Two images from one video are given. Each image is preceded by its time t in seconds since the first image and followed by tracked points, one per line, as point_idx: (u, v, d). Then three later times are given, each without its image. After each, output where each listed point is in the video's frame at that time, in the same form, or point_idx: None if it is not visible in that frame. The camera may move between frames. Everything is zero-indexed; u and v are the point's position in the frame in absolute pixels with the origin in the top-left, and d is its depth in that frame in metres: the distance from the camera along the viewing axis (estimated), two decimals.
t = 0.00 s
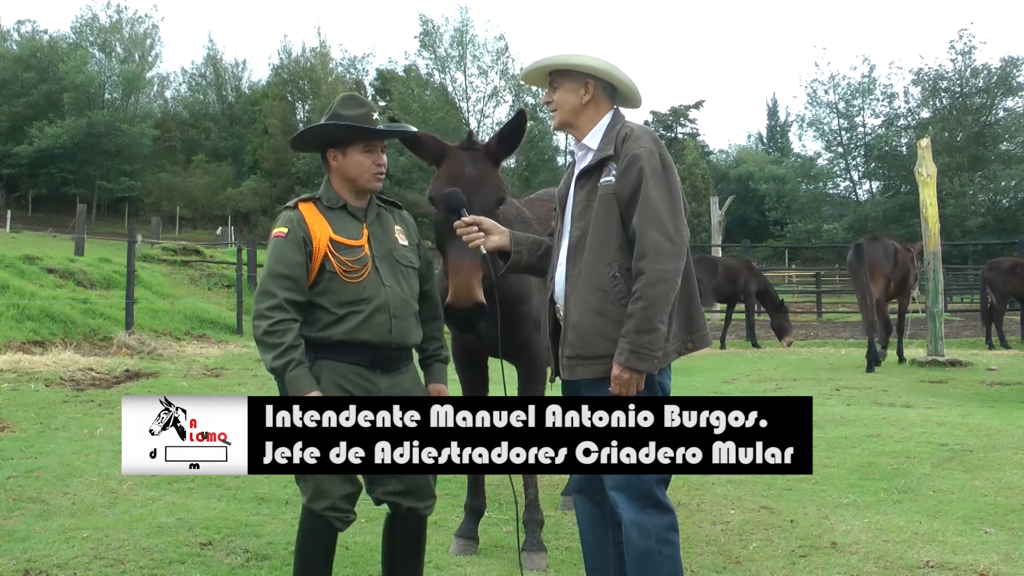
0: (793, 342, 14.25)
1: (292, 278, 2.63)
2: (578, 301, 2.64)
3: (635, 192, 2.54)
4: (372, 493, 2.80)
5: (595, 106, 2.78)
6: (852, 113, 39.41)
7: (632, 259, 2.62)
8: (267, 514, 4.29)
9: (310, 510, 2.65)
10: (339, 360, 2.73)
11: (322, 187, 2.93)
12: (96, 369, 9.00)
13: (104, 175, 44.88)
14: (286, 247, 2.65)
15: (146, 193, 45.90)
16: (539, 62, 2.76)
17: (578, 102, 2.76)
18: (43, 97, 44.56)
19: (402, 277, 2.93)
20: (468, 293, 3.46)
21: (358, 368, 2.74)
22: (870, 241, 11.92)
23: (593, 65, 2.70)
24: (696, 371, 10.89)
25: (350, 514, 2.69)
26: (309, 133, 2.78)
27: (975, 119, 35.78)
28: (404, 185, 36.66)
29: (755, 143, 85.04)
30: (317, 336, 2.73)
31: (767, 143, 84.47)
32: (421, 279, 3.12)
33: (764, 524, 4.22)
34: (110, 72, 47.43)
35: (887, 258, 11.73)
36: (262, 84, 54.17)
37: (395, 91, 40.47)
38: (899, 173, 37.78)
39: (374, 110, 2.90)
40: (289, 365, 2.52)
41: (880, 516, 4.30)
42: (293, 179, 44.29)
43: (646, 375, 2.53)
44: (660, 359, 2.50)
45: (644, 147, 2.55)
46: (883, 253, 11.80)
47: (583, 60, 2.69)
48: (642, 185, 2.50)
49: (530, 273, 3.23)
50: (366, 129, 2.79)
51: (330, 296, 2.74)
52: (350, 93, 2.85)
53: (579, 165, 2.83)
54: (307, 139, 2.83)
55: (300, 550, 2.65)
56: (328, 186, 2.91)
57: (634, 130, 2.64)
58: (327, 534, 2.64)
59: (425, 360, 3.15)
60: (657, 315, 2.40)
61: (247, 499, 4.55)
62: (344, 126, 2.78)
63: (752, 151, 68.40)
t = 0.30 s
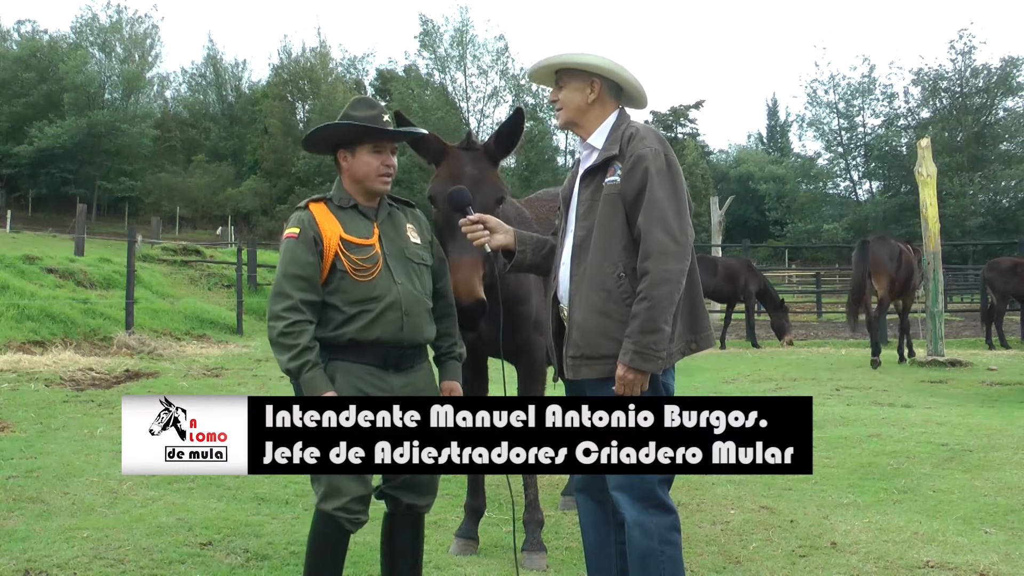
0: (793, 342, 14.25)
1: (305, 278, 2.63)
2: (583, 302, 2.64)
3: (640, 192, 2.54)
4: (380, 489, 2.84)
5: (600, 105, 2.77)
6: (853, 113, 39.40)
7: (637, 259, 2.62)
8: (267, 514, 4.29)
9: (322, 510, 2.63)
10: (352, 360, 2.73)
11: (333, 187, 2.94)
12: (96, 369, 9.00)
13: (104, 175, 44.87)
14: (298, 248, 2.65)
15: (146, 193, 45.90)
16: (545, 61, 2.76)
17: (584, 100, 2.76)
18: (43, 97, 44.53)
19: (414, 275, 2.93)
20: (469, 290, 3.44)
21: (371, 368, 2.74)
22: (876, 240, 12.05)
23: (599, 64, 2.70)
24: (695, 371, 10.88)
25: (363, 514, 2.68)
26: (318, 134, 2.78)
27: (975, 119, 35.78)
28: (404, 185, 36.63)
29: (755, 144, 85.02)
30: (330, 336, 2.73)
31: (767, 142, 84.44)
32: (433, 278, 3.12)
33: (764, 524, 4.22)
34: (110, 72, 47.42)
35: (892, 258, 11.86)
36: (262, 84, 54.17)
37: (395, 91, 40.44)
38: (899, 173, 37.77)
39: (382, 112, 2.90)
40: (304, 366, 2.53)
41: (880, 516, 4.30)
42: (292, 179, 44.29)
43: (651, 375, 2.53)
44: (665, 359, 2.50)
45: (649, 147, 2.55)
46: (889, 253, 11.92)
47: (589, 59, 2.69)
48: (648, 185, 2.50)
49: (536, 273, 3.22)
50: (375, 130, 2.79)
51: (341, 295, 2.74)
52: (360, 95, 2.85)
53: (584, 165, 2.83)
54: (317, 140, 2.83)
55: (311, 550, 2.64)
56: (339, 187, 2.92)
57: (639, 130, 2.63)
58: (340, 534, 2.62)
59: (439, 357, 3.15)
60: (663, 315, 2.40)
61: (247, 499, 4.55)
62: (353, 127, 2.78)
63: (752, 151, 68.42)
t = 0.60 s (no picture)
0: (792, 342, 14.26)
1: (308, 271, 2.63)
2: (584, 302, 2.64)
3: (642, 192, 2.55)
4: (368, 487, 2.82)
5: (604, 105, 2.78)
6: (852, 113, 39.39)
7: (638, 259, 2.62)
8: (267, 514, 4.29)
9: (317, 506, 2.63)
10: (348, 357, 2.73)
11: (336, 183, 2.93)
12: (96, 369, 9.00)
13: (104, 175, 44.88)
14: (302, 240, 2.65)
15: (146, 193, 45.92)
16: (550, 60, 2.76)
17: (588, 100, 2.76)
18: (43, 97, 44.53)
19: (412, 276, 2.94)
20: (475, 293, 3.49)
21: (365, 367, 2.74)
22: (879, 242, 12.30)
23: (604, 65, 2.71)
24: (695, 371, 10.88)
25: (356, 510, 2.68)
26: (326, 130, 2.77)
27: (975, 119, 35.77)
28: (403, 185, 36.61)
29: (755, 144, 85.02)
30: (328, 332, 2.72)
31: (767, 143, 84.42)
32: (428, 279, 3.12)
33: (764, 524, 4.22)
34: (110, 72, 47.41)
35: (896, 258, 12.12)
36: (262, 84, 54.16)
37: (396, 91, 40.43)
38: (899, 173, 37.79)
39: (387, 112, 2.91)
40: (304, 360, 2.52)
41: (880, 516, 4.30)
42: (293, 179, 44.30)
43: (651, 374, 2.53)
44: (665, 359, 2.50)
45: (651, 148, 2.55)
46: (893, 254, 12.15)
47: (594, 59, 2.69)
48: (649, 186, 2.50)
49: (537, 271, 3.23)
50: (381, 130, 2.79)
51: (341, 292, 2.73)
52: (367, 93, 2.85)
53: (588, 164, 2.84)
54: (324, 136, 2.82)
55: (307, 546, 2.63)
56: (342, 182, 2.91)
57: (642, 129, 2.63)
58: (334, 529, 2.62)
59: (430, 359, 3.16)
60: (662, 316, 2.40)
61: (247, 499, 4.55)
62: (360, 127, 2.78)
63: (752, 151, 68.43)
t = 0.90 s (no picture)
0: (792, 342, 14.25)
1: (297, 268, 2.63)
2: (586, 302, 2.64)
3: (645, 192, 2.54)
4: (359, 489, 2.81)
5: (607, 105, 2.78)
6: (852, 113, 39.39)
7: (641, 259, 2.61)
8: (266, 514, 4.28)
9: (306, 505, 2.63)
10: (336, 356, 2.72)
11: (328, 182, 2.93)
12: (96, 369, 9.00)
13: (104, 175, 44.89)
14: (292, 236, 2.65)
15: (146, 193, 45.94)
16: (554, 60, 2.76)
17: (591, 100, 2.76)
18: (43, 97, 44.54)
19: (401, 276, 2.95)
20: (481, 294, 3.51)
21: (353, 366, 2.74)
22: (884, 244, 12.28)
23: (609, 63, 2.70)
24: (695, 371, 10.87)
25: (345, 509, 2.68)
26: (319, 129, 2.78)
27: (975, 119, 35.76)
28: (404, 185, 36.59)
29: (755, 144, 85.01)
30: (316, 330, 2.71)
31: (767, 143, 84.43)
32: (414, 281, 3.12)
33: (764, 524, 4.22)
34: (110, 72, 47.43)
35: (902, 261, 12.13)
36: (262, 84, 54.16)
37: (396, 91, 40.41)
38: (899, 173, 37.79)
39: (380, 112, 2.92)
40: (292, 356, 2.52)
41: (881, 516, 4.30)
42: (293, 179, 44.29)
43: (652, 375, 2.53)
44: (667, 359, 2.50)
45: (655, 148, 2.55)
46: (898, 256, 12.15)
47: (599, 57, 2.69)
48: (653, 186, 2.50)
49: (538, 270, 3.23)
50: (373, 130, 2.80)
51: (331, 289, 2.73)
52: (360, 93, 2.86)
53: (590, 164, 2.84)
54: (317, 135, 2.83)
55: (297, 544, 2.63)
56: (334, 181, 2.92)
57: (646, 129, 2.63)
58: (322, 527, 2.63)
59: (412, 364, 3.15)
60: (666, 316, 2.40)
61: (247, 499, 4.55)
62: (353, 126, 2.78)
63: (752, 151, 68.44)
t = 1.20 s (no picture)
0: (792, 343, 14.25)
1: (294, 270, 2.63)
2: (588, 303, 2.64)
3: (646, 193, 2.54)
4: (363, 491, 2.82)
5: (606, 104, 2.78)
6: (852, 113, 39.38)
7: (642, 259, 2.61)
8: (266, 514, 4.28)
9: (307, 507, 2.65)
10: (338, 356, 2.72)
11: (320, 185, 2.94)
12: (96, 369, 9.00)
13: (104, 175, 44.90)
14: (287, 239, 2.65)
15: (146, 193, 45.95)
16: (552, 60, 2.76)
17: (590, 100, 2.76)
18: (43, 97, 44.55)
19: (400, 272, 2.95)
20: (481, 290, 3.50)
21: (356, 366, 2.74)
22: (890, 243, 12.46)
23: (609, 64, 2.71)
24: (695, 371, 10.87)
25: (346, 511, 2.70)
26: (308, 131, 2.77)
27: (975, 119, 35.75)
28: (404, 185, 36.55)
29: (755, 144, 85.01)
30: (317, 331, 2.72)
31: (767, 143, 84.45)
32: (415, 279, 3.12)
33: (764, 524, 4.22)
34: (110, 72, 47.45)
35: (908, 258, 12.25)
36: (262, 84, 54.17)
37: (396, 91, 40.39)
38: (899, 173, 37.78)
39: (369, 111, 2.92)
40: (292, 358, 2.51)
41: (880, 516, 4.30)
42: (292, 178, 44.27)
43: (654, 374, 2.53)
44: (669, 360, 2.50)
45: (655, 149, 2.55)
46: (903, 254, 12.29)
47: (599, 58, 2.69)
48: (654, 186, 2.50)
49: (537, 270, 3.23)
50: (364, 128, 2.79)
51: (329, 289, 2.73)
52: (348, 93, 2.85)
53: (590, 164, 2.84)
54: (308, 137, 2.82)
55: (298, 545, 2.65)
56: (326, 183, 2.92)
57: (646, 130, 2.63)
58: (324, 528, 2.65)
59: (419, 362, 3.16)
60: (667, 316, 2.39)
61: (247, 499, 4.55)
62: (344, 125, 2.77)
63: (752, 151, 68.46)
